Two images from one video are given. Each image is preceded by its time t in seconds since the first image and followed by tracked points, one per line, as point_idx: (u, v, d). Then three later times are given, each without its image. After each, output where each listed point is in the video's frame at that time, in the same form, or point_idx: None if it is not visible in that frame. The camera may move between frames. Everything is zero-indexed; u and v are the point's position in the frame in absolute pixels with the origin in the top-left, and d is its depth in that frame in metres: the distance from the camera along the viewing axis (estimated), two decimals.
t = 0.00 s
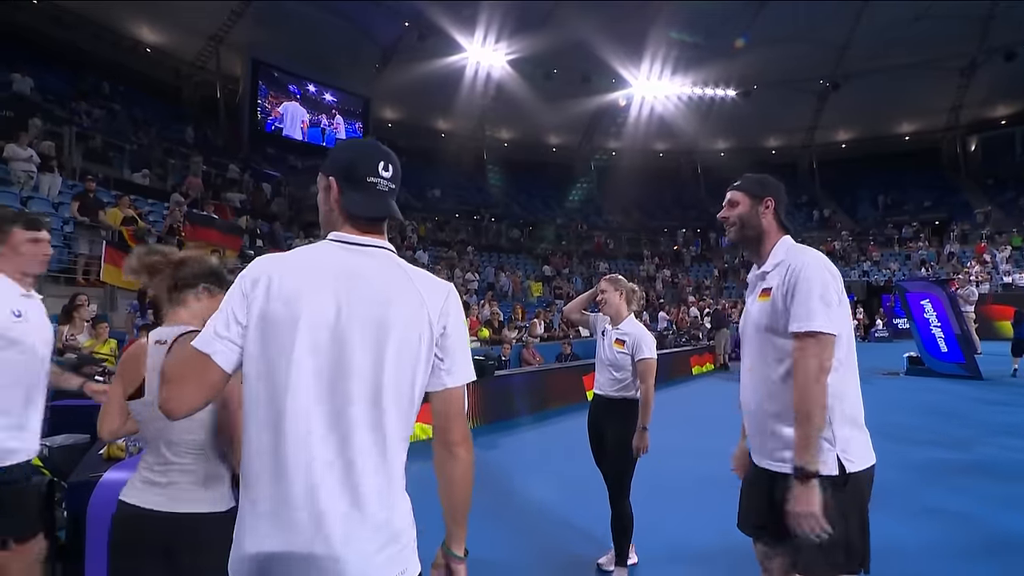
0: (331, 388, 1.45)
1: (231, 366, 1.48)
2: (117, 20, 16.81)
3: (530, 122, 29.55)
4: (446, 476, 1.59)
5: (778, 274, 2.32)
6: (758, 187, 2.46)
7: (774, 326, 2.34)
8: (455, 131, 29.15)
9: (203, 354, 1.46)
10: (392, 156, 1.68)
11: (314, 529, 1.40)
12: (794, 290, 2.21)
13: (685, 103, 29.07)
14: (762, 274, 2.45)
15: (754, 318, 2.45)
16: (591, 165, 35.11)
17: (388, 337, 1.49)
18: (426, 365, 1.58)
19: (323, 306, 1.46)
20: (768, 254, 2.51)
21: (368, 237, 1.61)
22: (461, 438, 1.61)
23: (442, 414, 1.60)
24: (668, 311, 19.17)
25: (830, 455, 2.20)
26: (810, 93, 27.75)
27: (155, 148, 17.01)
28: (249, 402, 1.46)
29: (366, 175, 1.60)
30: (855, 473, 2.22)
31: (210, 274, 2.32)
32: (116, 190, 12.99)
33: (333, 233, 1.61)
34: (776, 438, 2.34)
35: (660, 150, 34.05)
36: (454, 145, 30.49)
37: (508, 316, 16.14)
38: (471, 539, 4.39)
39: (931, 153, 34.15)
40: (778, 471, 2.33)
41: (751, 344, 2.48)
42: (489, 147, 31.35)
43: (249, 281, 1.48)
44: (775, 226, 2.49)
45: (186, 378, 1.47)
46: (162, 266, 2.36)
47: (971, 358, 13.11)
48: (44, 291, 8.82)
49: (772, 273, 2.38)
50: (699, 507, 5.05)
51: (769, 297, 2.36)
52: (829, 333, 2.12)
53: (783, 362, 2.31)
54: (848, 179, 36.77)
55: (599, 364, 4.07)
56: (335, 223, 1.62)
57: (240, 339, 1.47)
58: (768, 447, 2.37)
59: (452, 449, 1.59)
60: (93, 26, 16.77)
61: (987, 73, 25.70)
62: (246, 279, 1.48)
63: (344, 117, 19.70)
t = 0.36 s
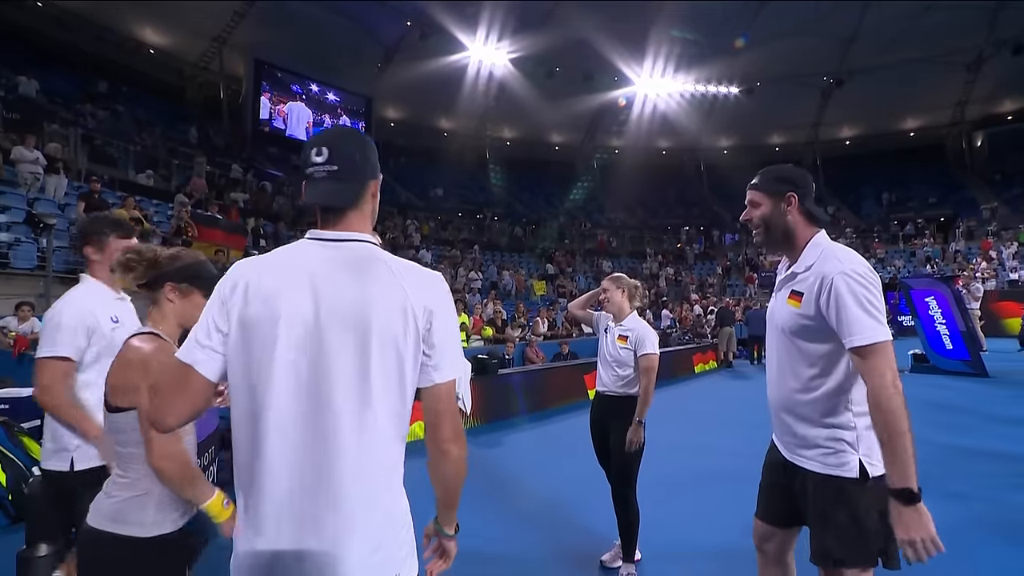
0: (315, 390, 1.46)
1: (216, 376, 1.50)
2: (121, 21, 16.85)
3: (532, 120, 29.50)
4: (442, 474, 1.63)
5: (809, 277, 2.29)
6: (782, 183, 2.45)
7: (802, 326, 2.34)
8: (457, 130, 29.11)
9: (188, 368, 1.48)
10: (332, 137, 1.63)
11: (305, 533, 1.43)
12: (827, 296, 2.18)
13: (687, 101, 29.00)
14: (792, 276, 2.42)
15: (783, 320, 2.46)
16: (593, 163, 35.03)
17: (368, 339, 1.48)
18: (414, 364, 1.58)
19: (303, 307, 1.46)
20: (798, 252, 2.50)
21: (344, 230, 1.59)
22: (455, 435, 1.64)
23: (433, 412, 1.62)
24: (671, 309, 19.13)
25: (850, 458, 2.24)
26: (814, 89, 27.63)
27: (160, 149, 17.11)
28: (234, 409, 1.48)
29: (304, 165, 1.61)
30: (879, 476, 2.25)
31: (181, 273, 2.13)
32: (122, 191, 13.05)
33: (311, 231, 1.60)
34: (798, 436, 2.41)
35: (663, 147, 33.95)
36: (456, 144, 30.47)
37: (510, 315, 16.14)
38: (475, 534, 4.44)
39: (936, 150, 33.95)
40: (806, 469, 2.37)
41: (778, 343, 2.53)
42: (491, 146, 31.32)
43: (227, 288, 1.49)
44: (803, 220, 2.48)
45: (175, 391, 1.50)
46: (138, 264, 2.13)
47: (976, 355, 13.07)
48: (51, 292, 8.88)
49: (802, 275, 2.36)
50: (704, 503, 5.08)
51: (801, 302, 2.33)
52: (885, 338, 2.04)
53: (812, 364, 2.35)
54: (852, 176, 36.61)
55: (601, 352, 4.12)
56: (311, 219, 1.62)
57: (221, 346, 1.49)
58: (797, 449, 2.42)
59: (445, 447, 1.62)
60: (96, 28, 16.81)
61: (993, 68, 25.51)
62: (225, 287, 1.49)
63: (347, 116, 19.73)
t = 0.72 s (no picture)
0: (260, 400, 1.39)
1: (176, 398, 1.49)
2: (126, 25, 16.93)
3: (534, 120, 29.49)
4: (402, 483, 1.33)
5: (792, 271, 2.35)
6: (762, 185, 2.51)
7: (784, 317, 2.39)
8: (460, 130, 29.17)
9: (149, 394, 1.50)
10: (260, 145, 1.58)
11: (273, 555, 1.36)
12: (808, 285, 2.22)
13: (690, 99, 28.95)
14: (776, 270, 2.49)
15: (766, 312, 2.51)
16: (596, 162, 34.95)
17: (307, 340, 1.38)
18: (358, 356, 1.38)
19: (243, 316, 1.41)
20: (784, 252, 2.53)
21: (284, 232, 1.49)
22: (414, 433, 1.35)
23: (384, 407, 1.36)
24: (675, 308, 19.08)
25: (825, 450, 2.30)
26: (817, 87, 27.53)
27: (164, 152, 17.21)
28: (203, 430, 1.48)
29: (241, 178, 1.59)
30: (851, 467, 2.23)
31: (164, 278, 2.11)
32: (127, 194, 13.13)
33: (258, 240, 1.53)
34: (780, 426, 2.43)
35: (666, 146, 33.88)
36: (459, 145, 30.51)
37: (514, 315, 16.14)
38: (478, 535, 4.45)
39: (942, 147, 33.74)
40: (786, 462, 2.42)
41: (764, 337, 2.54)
42: (494, 146, 31.35)
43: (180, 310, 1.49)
44: (784, 220, 2.50)
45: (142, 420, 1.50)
46: (118, 267, 2.10)
47: (982, 354, 13.00)
48: (59, 294, 8.95)
49: (786, 269, 2.41)
50: (706, 503, 5.08)
51: (782, 294, 2.40)
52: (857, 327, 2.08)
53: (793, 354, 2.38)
54: (857, 174, 36.47)
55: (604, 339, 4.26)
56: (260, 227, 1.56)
57: (180, 367, 1.48)
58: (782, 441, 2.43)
59: (399, 452, 1.34)
60: (100, 32, 16.89)
61: (999, 64, 25.36)
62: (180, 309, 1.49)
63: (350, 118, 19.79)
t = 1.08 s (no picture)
0: (245, 400, 1.39)
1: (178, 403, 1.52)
2: (128, 27, 16.98)
3: (536, 121, 29.51)
4: (389, 475, 1.29)
5: (766, 264, 2.61)
6: (738, 196, 2.78)
7: (757, 307, 2.63)
8: (462, 131, 29.16)
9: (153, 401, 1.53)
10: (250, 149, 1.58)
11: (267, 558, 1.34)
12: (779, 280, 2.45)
13: (692, 100, 28.96)
14: (752, 267, 2.75)
15: (744, 305, 2.74)
16: (597, 162, 34.91)
17: (287, 335, 1.36)
18: (332, 347, 1.34)
19: (231, 317, 1.43)
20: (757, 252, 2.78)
21: (267, 234, 1.49)
22: (396, 422, 1.29)
23: (362, 399, 1.30)
24: (677, 308, 19.05)
25: (801, 433, 2.47)
26: (819, 87, 27.50)
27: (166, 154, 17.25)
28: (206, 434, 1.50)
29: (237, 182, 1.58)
30: (825, 450, 2.48)
31: (190, 279, 2.19)
32: (130, 196, 13.17)
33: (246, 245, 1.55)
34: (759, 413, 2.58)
35: (667, 147, 33.83)
36: (461, 146, 30.52)
37: (515, 316, 16.14)
38: (481, 534, 4.46)
39: (944, 145, 33.64)
40: (767, 448, 2.54)
41: (742, 331, 2.74)
42: (495, 147, 31.31)
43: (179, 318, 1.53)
44: (759, 225, 2.77)
45: (146, 427, 1.53)
46: (141, 272, 2.14)
47: (985, 353, 12.97)
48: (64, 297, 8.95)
49: (761, 264, 2.66)
50: (709, 501, 5.10)
51: (758, 287, 2.64)
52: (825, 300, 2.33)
53: (766, 345, 2.58)
54: (859, 173, 36.41)
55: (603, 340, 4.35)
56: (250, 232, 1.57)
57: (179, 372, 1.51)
58: (758, 428, 2.57)
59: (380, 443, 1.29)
60: (101, 34, 16.92)
61: (1002, 62, 25.26)
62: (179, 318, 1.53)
63: (352, 119, 19.83)
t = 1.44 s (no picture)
0: (286, 405, 1.39)
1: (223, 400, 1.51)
2: (125, 28, 16.94)
3: (534, 122, 29.56)
4: (426, 484, 1.31)
5: (749, 262, 2.72)
6: (727, 200, 2.82)
7: (740, 302, 2.74)
8: (460, 132, 29.16)
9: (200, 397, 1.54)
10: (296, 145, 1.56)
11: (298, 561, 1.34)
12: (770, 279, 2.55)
13: (689, 101, 29.05)
14: (735, 266, 2.84)
15: (728, 303, 2.83)
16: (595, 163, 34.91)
17: (330, 343, 1.37)
18: (375, 358, 1.35)
19: (273, 320, 1.43)
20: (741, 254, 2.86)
21: (309, 235, 1.50)
22: (437, 435, 1.31)
23: (405, 411, 1.31)
24: (675, 309, 19.07)
25: (786, 424, 2.52)
26: (816, 88, 27.60)
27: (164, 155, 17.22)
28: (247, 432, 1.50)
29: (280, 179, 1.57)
30: (810, 440, 2.54)
31: (242, 280, 2.18)
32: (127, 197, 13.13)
33: (289, 248, 1.54)
34: (745, 407, 2.62)
35: (665, 148, 33.87)
36: (459, 147, 30.49)
37: (513, 317, 16.14)
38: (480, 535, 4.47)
39: (940, 146, 33.79)
40: (751, 440, 2.58)
41: (726, 329, 2.81)
42: (493, 148, 31.34)
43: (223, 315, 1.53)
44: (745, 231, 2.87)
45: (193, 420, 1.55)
46: (196, 276, 2.13)
47: (980, 353, 13.04)
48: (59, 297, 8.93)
49: (743, 264, 2.77)
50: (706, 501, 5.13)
51: (742, 284, 2.74)
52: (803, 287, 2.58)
53: (748, 333, 2.69)
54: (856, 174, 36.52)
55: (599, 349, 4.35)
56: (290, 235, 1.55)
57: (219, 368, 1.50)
58: (746, 422, 2.61)
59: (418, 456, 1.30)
60: (99, 35, 16.88)
61: (998, 64, 25.43)
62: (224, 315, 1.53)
63: (349, 120, 19.85)
